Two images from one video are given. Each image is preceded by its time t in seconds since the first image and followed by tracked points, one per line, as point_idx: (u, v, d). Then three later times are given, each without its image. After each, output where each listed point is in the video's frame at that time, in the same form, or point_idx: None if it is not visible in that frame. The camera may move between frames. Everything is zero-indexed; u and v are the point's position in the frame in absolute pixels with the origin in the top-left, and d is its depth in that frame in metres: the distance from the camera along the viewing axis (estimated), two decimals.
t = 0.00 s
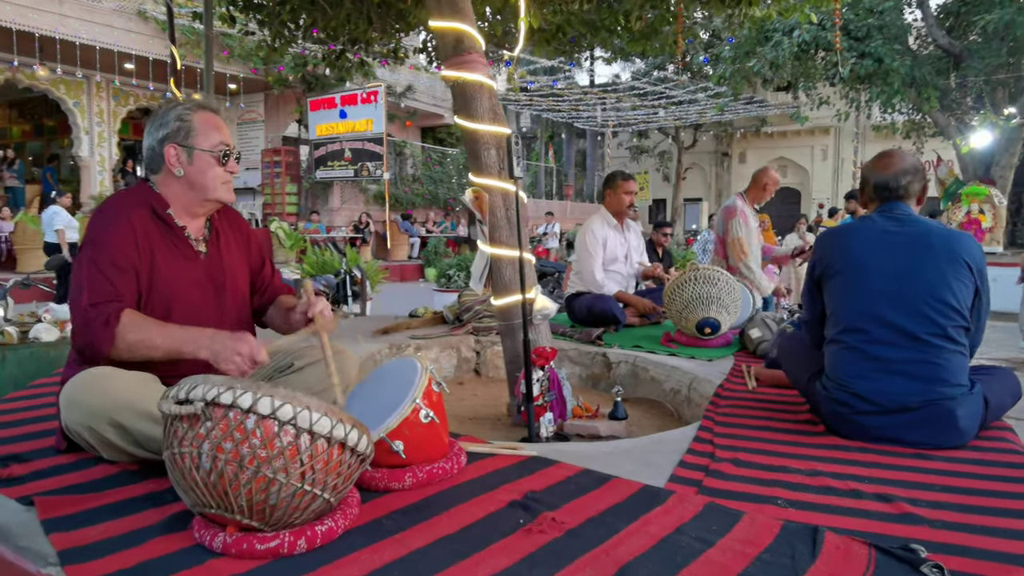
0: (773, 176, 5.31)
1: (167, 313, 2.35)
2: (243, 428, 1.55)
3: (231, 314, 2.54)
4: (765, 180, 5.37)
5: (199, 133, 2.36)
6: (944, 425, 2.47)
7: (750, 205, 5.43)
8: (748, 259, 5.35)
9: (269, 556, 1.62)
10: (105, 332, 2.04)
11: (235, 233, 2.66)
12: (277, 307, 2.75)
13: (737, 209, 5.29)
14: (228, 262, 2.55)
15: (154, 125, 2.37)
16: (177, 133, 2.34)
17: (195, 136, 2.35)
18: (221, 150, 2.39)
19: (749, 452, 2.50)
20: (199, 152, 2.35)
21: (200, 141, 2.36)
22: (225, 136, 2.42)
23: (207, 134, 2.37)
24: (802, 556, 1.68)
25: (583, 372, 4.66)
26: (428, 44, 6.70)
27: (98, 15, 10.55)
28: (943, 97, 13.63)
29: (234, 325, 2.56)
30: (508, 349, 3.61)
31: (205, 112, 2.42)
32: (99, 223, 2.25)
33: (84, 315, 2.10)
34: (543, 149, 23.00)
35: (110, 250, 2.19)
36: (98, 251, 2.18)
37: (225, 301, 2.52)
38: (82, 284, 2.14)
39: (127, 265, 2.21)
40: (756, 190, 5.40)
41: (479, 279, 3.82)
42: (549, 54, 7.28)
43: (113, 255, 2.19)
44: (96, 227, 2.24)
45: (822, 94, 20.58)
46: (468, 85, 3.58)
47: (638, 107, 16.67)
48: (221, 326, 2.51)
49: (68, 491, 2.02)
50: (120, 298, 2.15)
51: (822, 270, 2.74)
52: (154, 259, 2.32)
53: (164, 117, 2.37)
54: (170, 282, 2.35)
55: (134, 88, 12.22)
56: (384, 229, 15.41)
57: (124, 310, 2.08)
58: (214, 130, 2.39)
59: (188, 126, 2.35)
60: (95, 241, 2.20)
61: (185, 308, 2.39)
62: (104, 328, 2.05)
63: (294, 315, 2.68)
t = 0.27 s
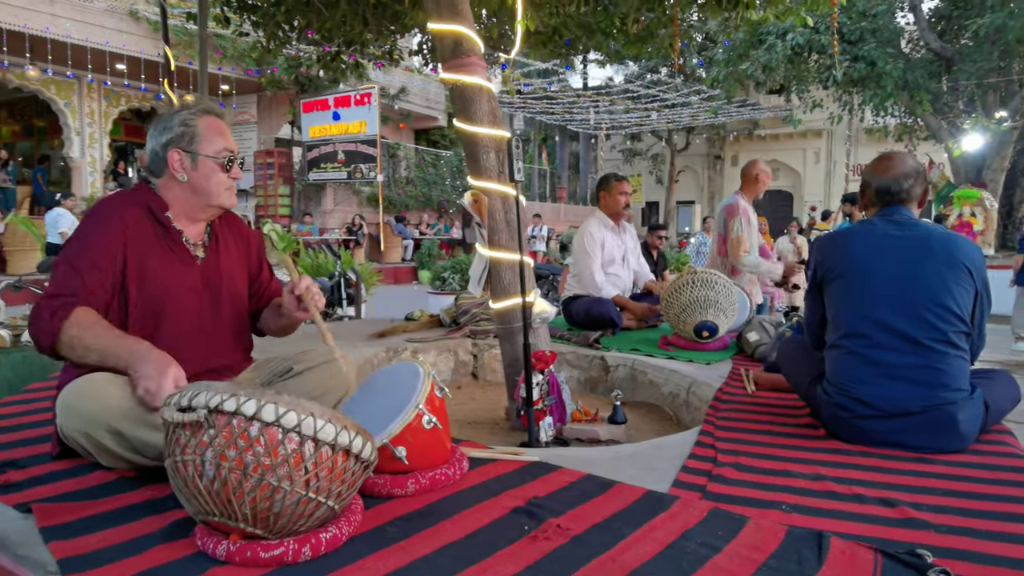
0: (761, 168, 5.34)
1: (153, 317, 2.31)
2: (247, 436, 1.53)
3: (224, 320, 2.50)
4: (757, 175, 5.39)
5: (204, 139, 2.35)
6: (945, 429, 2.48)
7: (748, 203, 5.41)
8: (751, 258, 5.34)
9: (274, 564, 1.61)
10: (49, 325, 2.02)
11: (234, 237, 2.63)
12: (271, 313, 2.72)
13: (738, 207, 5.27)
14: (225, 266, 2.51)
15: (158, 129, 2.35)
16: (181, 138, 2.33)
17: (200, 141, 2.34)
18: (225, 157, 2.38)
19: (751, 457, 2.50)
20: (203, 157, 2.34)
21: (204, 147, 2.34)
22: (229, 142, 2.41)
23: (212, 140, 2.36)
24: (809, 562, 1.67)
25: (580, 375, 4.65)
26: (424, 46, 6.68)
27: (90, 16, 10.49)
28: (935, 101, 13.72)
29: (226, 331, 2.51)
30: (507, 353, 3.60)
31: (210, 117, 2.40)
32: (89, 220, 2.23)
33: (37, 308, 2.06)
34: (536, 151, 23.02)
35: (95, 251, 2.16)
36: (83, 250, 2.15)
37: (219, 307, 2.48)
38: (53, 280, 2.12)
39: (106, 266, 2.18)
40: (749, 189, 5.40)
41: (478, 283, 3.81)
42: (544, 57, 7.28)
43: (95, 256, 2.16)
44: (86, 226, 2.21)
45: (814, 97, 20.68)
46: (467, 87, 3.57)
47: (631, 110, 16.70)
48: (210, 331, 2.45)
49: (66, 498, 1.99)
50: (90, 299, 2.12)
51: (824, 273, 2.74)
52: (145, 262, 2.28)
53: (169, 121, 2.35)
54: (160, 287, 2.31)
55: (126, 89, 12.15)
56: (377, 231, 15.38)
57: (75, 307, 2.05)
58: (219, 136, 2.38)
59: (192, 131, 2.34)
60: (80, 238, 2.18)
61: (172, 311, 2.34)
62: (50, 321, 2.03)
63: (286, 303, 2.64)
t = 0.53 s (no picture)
0: (752, 172, 5.34)
1: (163, 322, 2.30)
2: (251, 436, 1.53)
3: (226, 322, 2.49)
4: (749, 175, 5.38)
5: (201, 138, 2.32)
6: (942, 432, 2.50)
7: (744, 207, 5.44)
8: (747, 263, 5.38)
9: (275, 567, 1.60)
10: (96, 344, 1.99)
11: (231, 239, 2.62)
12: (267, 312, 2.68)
13: (733, 213, 5.31)
14: (223, 268, 2.50)
15: (154, 129, 2.33)
16: (177, 137, 2.30)
17: (197, 141, 2.32)
18: (222, 156, 2.36)
19: (749, 459, 2.50)
20: (200, 157, 2.32)
21: (201, 147, 2.32)
22: (226, 141, 2.39)
23: (209, 139, 2.34)
24: (811, 564, 1.67)
25: (575, 377, 4.65)
26: (419, 48, 6.66)
27: (80, 14, 10.39)
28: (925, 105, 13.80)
29: (228, 333, 2.50)
30: (503, 355, 3.60)
31: (207, 116, 2.38)
32: (94, 230, 2.20)
33: (75, 327, 2.06)
34: (528, 153, 23.04)
35: (108, 259, 2.14)
36: (94, 260, 2.13)
37: (219, 309, 2.47)
38: (76, 292, 2.10)
39: (123, 274, 2.16)
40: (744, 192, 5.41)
41: (475, 284, 3.80)
42: (537, 58, 7.28)
43: (109, 264, 2.14)
44: (93, 236, 2.19)
45: (804, 101, 20.79)
46: (464, 89, 3.56)
47: (624, 112, 16.74)
48: (215, 334, 2.45)
49: (64, 502, 1.97)
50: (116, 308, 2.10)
51: (821, 277, 2.75)
52: (151, 268, 2.27)
53: (165, 121, 2.33)
54: (165, 291, 2.29)
55: (116, 89, 12.05)
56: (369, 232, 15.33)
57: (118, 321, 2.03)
58: (216, 135, 2.36)
59: (189, 130, 2.32)
60: (90, 249, 2.16)
61: (181, 315, 2.34)
62: (96, 340, 2.00)
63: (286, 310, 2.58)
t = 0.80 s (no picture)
0: (744, 173, 5.36)
1: (157, 321, 2.28)
2: (252, 439, 1.52)
3: (221, 322, 2.48)
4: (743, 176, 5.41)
5: (195, 139, 2.31)
6: (934, 434, 2.54)
7: (734, 210, 5.48)
8: (736, 264, 5.46)
9: (277, 570, 1.60)
10: (89, 343, 1.98)
11: (226, 240, 2.61)
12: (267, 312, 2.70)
13: (721, 215, 5.37)
14: (217, 268, 2.49)
15: (148, 129, 2.32)
16: (171, 138, 2.29)
17: (191, 141, 2.30)
18: (217, 157, 2.34)
19: (744, 460, 2.53)
20: (194, 157, 2.30)
21: (196, 147, 2.31)
22: (221, 141, 2.37)
23: (203, 139, 2.32)
24: (810, 566, 1.69)
25: (567, 378, 4.67)
26: (412, 48, 6.65)
27: (66, 11, 10.27)
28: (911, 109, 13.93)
29: (223, 333, 2.49)
30: (497, 356, 3.61)
31: (202, 116, 2.36)
32: (87, 228, 2.18)
33: (69, 326, 2.03)
34: (517, 154, 23.07)
35: (103, 258, 2.12)
36: (88, 258, 2.11)
37: (214, 308, 2.45)
38: (71, 291, 2.07)
39: (119, 273, 2.15)
40: (735, 196, 5.46)
41: (468, 286, 3.81)
42: (529, 60, 7.29)
43: (104, 263, 2.12)
44: (85, 235, 2.17)
45: (791, 104, 20.95)
46: (459, 90, 3.56)
47: (612, 114, 16.79)
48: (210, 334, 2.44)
49: (59, 504, 1.96)
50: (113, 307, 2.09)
51: (815, 279, 2.78)
52: (144, 267, 2.25)
53: (160, 121, 2.32)
54: (159, 290, 2.28)
55: (103, 87, 11.93)
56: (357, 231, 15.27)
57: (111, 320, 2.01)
58: (211, 135, 2.34)
59: (183, 131, 2.30)
60: (83, 247, 2.13)
61: (175, 314, 2.32)
62: (89, 338, 1.98)
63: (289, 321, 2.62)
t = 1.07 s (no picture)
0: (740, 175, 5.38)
1: (161, 326, 2.29)
2: (259, 440, 1.53)
3: (222, 322, 2.49)
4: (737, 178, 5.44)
5: (191, 138, 2.30)
6: (924, 434, 2.59)
7: (729, 211, 5.54)
8: (726, 264, 5.48)
9: (282, 569, 1.60)
10: (101, 360, 1.99)
11: (222, 238, 2.61)
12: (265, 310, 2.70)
13: (715, 215, 5.42)
14: (216, 268, 2.49)
15: (142, 128, 2.30)
16: (167, 137, 2.28)
17: (187, 140, 2.29)
18: (212, 155, 2.34)
19: (738, 460, 2.56)
20: (190, 157, 2.30)
21: (191, 146, 2.30)
22: (216, 140, 2.37)
23: (199, 139, 2.32)
24: (808, 563, 1.73)
25: (559, 378, 4.69)
26: (402, 47, 6.64)
27: (50, 6, 10.13)
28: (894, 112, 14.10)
29: (224, 332, 2.50)
30: (490, 356, 3.62)
31: (196, 115, 2.36)
32: (86, 234, 2.15)
33: (80, 339, 2.04)
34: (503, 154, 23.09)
35: (107, 265, 2.11)
36: (92, 268, 2.10)
37: (215, 309, 2.46)
38: (77, 302, 2.06)
39: (123, 281, 2.14)
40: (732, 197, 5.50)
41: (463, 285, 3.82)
42: (519, 60, 7.30)
43: (108, 271, 2.11)
44: (85, 241, 2.14)
45: (776, 106, 21.14)
46: (454, 90, 3.56)
47: (599, 115, 16.86)
48: (213, 335, 2.45)
49: (59, 505, 1.96)
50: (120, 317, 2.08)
51: (808, 281, 2.82)
52: (146, 272, 2.24)
53: (154, 120, 2.30)
54: (163, 295, 2.28)
55: (87, 83, 11.78)
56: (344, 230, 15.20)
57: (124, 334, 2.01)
58: (206, 134, 2.34)
59: (178, 130, 2.29)
60: (84, 254, 2.11)
61: (179, 317, 2.33)
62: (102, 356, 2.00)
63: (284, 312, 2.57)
